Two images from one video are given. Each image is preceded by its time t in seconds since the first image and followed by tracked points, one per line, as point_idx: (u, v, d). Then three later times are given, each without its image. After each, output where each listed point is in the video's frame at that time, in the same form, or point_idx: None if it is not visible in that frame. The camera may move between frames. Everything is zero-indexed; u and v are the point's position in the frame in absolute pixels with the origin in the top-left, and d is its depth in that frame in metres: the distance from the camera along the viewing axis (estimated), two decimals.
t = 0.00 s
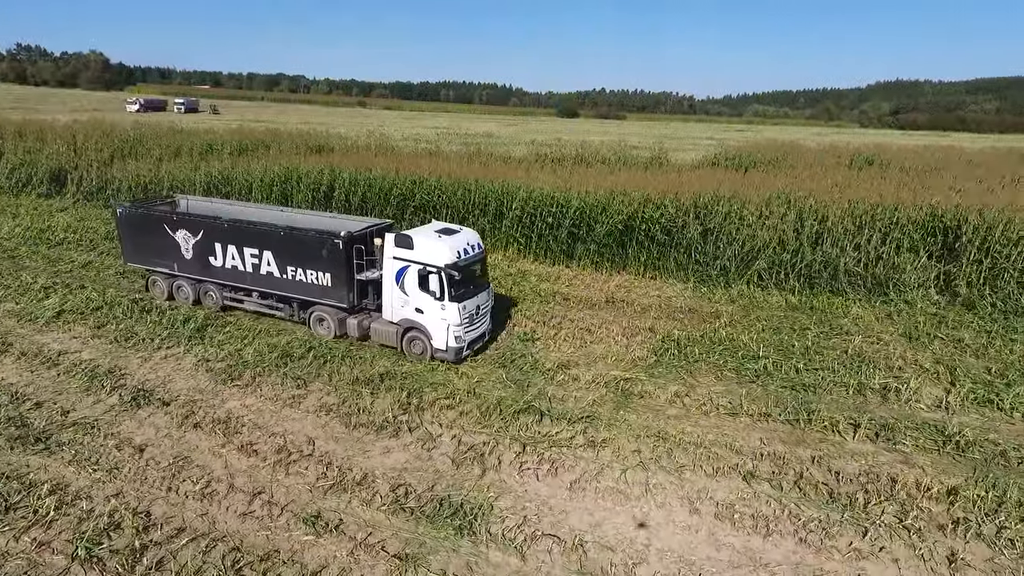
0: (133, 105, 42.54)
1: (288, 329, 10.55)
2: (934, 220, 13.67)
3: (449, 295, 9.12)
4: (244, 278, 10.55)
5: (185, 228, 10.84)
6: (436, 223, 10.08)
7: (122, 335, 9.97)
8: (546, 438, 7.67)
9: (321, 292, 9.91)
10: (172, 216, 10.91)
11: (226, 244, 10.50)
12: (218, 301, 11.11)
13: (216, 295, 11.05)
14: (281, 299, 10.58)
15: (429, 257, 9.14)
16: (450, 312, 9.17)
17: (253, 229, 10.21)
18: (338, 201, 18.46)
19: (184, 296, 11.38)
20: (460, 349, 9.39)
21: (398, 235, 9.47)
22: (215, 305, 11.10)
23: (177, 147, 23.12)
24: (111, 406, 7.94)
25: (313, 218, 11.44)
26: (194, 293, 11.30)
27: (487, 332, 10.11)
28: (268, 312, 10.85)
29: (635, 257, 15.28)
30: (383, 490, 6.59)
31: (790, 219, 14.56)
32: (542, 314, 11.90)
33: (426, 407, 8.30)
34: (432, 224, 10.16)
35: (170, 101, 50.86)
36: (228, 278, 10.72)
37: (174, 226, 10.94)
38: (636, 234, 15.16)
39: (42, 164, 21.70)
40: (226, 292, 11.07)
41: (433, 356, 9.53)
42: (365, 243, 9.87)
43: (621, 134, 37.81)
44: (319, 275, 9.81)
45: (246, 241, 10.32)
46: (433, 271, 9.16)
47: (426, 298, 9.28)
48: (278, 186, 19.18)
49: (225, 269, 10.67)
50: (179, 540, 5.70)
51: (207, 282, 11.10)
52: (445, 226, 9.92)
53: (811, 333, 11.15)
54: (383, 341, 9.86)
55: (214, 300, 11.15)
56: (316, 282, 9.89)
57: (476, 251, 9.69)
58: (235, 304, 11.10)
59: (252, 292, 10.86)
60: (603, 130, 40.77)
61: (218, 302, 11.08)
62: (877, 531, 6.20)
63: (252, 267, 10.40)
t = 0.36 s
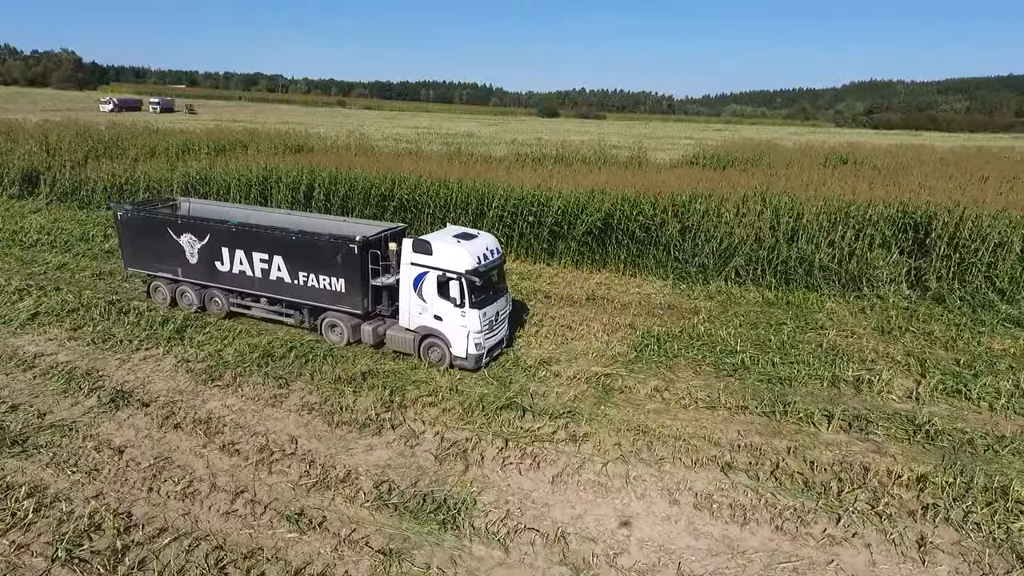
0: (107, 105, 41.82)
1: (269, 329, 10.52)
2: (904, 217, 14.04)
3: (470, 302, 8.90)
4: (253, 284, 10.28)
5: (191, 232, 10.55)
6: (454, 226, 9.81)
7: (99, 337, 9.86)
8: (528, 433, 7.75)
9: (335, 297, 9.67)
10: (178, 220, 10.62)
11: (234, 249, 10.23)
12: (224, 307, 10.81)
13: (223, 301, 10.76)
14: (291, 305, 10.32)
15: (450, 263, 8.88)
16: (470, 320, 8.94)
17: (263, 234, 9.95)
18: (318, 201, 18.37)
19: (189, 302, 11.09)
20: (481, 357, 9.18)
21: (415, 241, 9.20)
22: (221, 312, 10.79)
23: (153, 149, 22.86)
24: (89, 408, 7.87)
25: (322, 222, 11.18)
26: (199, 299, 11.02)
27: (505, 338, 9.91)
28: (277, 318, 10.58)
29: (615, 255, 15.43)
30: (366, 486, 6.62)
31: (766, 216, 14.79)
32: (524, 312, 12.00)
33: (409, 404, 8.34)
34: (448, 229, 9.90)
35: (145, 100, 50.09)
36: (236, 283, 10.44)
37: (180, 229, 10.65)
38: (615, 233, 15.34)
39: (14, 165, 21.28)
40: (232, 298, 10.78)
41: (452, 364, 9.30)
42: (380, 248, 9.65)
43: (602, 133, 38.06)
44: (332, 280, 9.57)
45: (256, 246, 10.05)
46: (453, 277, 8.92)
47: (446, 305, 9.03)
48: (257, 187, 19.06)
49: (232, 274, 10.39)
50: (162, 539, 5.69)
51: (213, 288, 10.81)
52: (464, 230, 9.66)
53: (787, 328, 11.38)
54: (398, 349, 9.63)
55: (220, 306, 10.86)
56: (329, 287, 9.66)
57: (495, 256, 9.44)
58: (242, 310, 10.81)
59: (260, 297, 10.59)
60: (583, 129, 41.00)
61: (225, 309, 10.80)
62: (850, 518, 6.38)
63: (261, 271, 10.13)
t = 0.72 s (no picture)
0: (71, 105, 40.77)
1: (243, 330, 10.47)
2: (867, 213, 14.56)
3: (492, 307, 8.73)
4: (262, 290, 10.00)
5: (194, 237, 10.24)
6: (472, 231, 9.66)
7: (68, 341, 9.69)
8: (505, 428, 7.85)
9: (349, 303, 9.46)
10: (182, 224, 10.30)
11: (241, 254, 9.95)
12: (229, 315, 10.50)
13: (228, 308, 10.45)
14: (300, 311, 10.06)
15: (472, 267, 8.71)
16: (492, 325, 8.77)
17: (272, 238, 9.69)
18: (291, 201, 18.20)
19: (191, 309, 10.75)
20: (502, 363, 9.03)
21: (435, 244, 8.99)
22: (226, 320, 10.48)
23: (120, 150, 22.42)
24: (59, 412, 7.75)
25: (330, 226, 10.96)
26: (202, 307, 10.69)
27: (523, 345, 9.77)
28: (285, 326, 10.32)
29: (589, 252, 15.59)
30: (344, 483, 6.65)
31: (735, 214, 15.10)
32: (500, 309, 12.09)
33: (386, 402, 8.38)
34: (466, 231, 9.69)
35: (110, 100, 48.95)
36: (243, 290, 10.15)
37: (183, 235, 10.33)
38: (589, 231, 15.52)
39: None
40: (238, 305, 10.48)
41: (473, 370, 9.14)
42: (396, 251, 9.47)
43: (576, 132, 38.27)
44: (347, 286, 9.36)
45: (265, 250, 9.79)
46: (476, 282, 8.73)
47: (468, 310, 8.85)
48: (227, 187, 18.81)
49: (239, 280, 10.11)
50: (138, 541, 5.65)
51: (218, 295, 10.50)
52: (483, 234, 9.50)
53: (757, 321, 11.66)
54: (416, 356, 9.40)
55: (225, 314, 10.55)
56: (343, 293, 9.44)
57: (515, 261, 9.30)
58: (248, 317, 10.52)
59: (268, 304, 10.31)
60: (557, 128, 41.19)
61: (230, 316, 10.49)
62: (817, 503, 6.59)
63: (270, 278, 9.86)
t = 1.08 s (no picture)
0: (28, 105, 39.52)
1: (215, 332, 10.36)
2: (831, 209, 15.00)
3: (509, 312, 8.66)
4: (266, 296, 9.75)
5: (193, 242, 9.91)
6: (483, 233, 9.55)
7: (34, 345, 9.49)
8: (482, 424, 7.94)
9: (359, 308, 9.31)
10: (179, 229, 9.95)
11: (244, 259, 9.67)
12: (231, 322, 10.25)
13: (230, 315, 10.19)
14: (306, 317, 9.87)
15: (488, 271, 8.62)
16: (509, 329, 8.72)
17: (277, 243, 9.44)
18: (262, 202, 18.00)
19: (191, 317, 10.45)
20: (518, 368, 8.98)
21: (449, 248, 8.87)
22: (229, 327, 10.24)
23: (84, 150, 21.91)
24: (26, 417, 7.61)
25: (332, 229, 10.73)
26: (202, 314, 10.39)
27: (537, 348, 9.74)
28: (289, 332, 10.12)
29: (562, 250, 15.75)
30: (322, 481, 6.68)
31: (703, 212, 15.41)
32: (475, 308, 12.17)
33: (362, 401, 8.40)
34: (475, 233, 9.58)
35: (71, 99, 47.71)
36: (246, 296, 9.88)
37: (180, 240, 9.98)
38: (562, 229, 15.71)
39: None
40: (240, 312, 10.23)
41: (489, 375, 9.08)
42: (406, 255, 9.33)
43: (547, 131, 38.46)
44: (357, 291, 9.21)
45: (269, 256, 9.53)
46: (492, 286, 8.65)
47: (484, 314, 8.78)
48: (195, 187, 18.53)
49: (242, 286, 9.84)
50: (112, 544, 5.61)
51: (219, 302, 10.21)
52: (495, 237, 9.41)
53: (726, 316, 11.94)
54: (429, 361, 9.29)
55: (227, 321, 10.28)
56: (353, 298, 9.28)
57: (529, 263, 9.24)
58: (250, 324, 10.28)
59: (272, 310, 10.09)
60: (529, 127, 41.33)
61: (232, 323, 10.22)
62: (784, 489, 6.82)
63: (275, 283, 9.63)
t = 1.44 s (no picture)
0: None
1: (183, 335, 10.23)
2: (790, 206, 15.49)
3: (531, 313, 8.57)
4: (274, 304, 9.49)
5: (196, 249, 9.59)
6: (499, 233, 9.41)
7: None
8: (454, 419, 8.05)
9: (373, 315, 9.10)
10: (181, 236, 9.62)
11: (251, 266, 9.39)
12: (237, 330, 9.97)
13: (235, 323, 9.91)
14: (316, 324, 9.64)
15: (509, 273, 8.51)
16: (531, 331, 8.65)
17: (286, 249, 9.17)
18: (227, 202, 17.77)
19: (193, 326, 10.15)
20: (540, 369, 8.92)
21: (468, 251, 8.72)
22: (234, 336, 9.96)
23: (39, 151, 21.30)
24: None
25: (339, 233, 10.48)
26: (205, 322, 10.09)
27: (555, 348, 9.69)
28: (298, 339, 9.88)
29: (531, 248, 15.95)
30: (296, 480, 6.71)
31: (668, 208, 15.76)
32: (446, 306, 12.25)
33: (334, 399, 8.43)
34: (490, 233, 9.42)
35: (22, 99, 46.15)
36: (253, 304, 9.60)
37: (183, 247, 9.65)
38: (532, 227, 15.90)
39: None
40: (246, 320, 9.95)
41: (511, 377, 9.01)
42: (419, 259, 9.14)
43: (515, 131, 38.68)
44: (371, 297, 9.00)
45: (277, 262, 9.27)
46: (513, 288, 8.53)
47: (505, 317, 8.68)
48: (157, 188, 18.21)
49: (249, 294, 9.56)
50: (83, 547, 5.57)
51: (224, 309, 9.92)
52: (512, 237, 9.28)
53: (690, 310, 12.26)
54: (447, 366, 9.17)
55: (232, 329, 10.00)
56: (367, 305, 9.07)
57: (548, 263, 9.15)
58: (256, 332, 10.00)
59: (279, 318, 9.83)
60: (496, 127, 41.48)
61: (238, 331, 9.95)
62: (747, 474, 7.10)
63: (284, 290, 9.36)
